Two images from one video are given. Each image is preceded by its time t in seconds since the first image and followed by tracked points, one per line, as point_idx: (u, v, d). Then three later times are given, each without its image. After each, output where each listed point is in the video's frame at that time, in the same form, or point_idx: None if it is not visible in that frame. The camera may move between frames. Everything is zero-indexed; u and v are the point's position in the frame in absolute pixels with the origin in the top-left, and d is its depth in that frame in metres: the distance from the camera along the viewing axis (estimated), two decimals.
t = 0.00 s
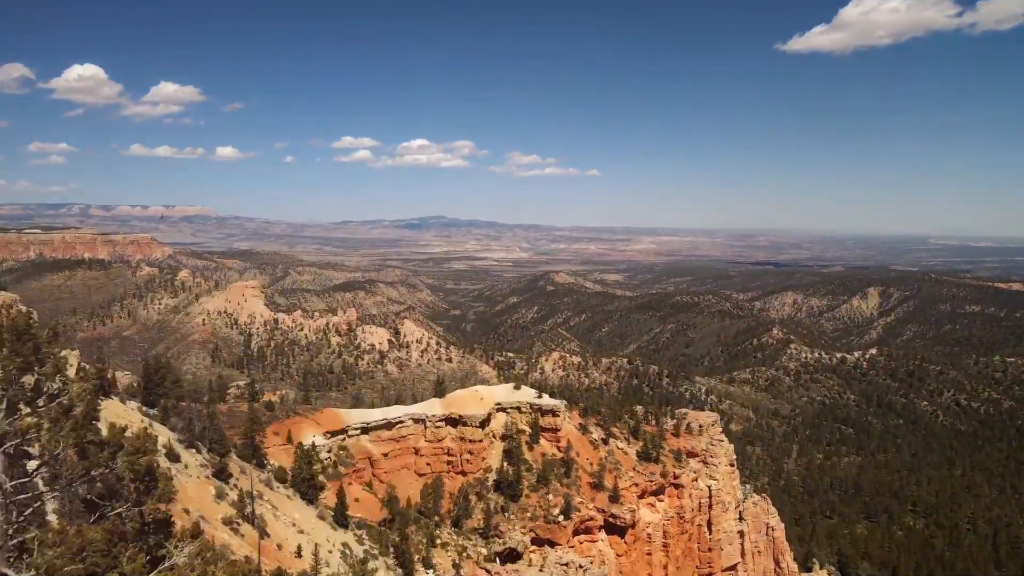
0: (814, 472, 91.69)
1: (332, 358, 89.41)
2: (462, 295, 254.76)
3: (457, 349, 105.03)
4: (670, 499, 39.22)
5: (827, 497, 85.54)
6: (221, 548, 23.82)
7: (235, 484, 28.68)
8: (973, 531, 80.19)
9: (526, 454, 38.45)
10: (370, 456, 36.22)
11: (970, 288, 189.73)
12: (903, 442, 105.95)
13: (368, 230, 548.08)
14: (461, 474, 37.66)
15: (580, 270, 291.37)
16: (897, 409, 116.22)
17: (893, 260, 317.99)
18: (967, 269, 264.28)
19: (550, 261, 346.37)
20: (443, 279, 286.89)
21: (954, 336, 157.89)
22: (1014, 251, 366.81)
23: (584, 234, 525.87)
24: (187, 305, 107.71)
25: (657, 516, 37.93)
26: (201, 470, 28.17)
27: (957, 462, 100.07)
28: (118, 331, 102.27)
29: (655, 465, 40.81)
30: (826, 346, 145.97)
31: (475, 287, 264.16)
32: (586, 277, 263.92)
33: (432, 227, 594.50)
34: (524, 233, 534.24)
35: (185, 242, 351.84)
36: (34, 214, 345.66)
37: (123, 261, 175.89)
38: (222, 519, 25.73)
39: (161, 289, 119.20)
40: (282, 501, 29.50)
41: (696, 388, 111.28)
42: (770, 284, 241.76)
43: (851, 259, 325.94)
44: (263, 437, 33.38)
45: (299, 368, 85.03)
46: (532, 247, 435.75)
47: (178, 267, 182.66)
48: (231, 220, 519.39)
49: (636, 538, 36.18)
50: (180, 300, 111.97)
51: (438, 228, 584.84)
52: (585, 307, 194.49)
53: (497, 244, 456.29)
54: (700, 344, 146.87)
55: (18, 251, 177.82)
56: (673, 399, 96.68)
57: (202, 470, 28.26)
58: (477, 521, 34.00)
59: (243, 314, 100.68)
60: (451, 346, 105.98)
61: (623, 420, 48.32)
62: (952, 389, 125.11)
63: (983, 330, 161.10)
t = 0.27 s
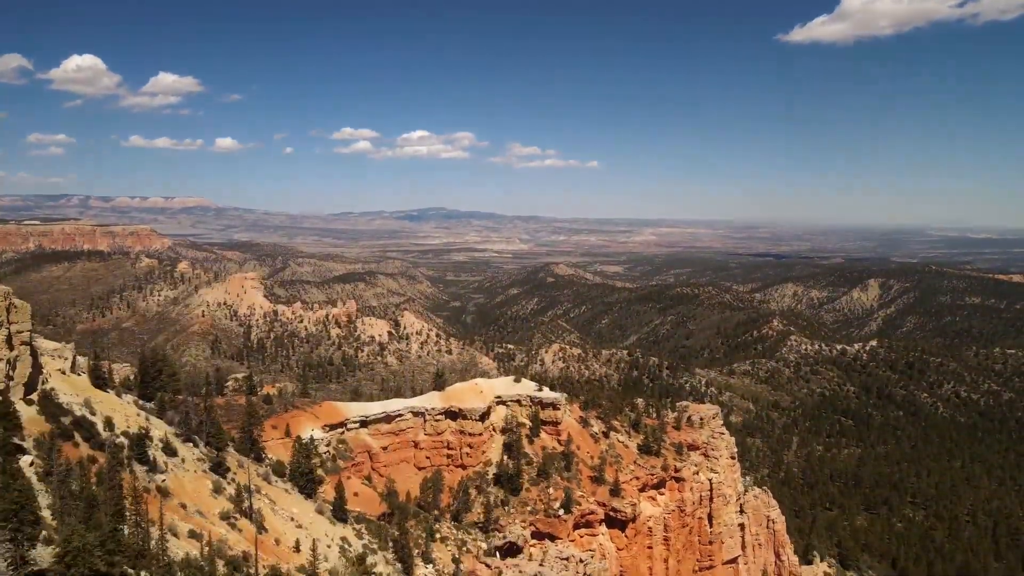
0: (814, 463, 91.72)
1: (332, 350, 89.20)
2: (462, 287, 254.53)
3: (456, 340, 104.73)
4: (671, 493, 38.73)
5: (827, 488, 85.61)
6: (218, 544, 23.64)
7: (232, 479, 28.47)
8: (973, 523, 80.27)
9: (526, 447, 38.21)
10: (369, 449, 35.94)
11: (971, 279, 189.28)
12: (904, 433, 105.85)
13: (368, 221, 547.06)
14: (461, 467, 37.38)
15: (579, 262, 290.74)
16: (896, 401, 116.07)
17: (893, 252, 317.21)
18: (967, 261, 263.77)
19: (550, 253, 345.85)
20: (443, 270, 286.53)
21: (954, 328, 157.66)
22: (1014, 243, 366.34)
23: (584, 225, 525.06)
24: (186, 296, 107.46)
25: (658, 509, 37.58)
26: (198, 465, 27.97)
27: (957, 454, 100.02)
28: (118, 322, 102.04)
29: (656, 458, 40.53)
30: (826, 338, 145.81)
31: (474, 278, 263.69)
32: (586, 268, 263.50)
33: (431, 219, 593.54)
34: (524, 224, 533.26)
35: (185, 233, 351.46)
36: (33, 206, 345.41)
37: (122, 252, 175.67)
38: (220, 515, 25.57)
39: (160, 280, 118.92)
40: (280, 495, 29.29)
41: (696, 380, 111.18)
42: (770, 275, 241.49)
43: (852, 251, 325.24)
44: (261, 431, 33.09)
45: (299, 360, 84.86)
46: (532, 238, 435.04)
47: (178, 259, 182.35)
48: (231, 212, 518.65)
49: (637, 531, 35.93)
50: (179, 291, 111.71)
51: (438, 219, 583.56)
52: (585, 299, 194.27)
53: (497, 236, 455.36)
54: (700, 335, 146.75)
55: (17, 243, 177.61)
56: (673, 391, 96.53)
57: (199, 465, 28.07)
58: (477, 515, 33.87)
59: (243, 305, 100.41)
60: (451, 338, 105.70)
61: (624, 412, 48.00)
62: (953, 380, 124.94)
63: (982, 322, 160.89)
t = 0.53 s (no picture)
0: (814, 454, 91.64)
1: (331, 341, 88.97)
2: (462, 278, 254.02)
3: (456, 331, 104.41)
4: (671, 485, 38.13)
5: (827, 479, 85.57)
6: (216, 538, 23.38)
7: (230, 472, 28.21)
8: (973, 515, 80.32)
9: (526, 440, 37.97)
10: (368, 442, 35.74)
11: (971, 270, 188.91)
12: (903, 424, 105.71)
13: (367, 212, 545.70)
14: (461, 460, 37.20)
15: (579, 253, 290.00)
16: (897, 392, 115.87)
17: (893, 243, 316.01)
18: (967, 252, 263.04)
19: (549, 244, 344.94)
20: (443, 261, 286.02)
21: (954, 319, 157.27)
22: (1015, 234, 365.41)
23: (584, 217, 524.04)
24: (185, 288, 107.07)
25: (659, 502, 37.12)
26: (196, 459, 27.71)
27: (957, 445, 100.11)
28: (118, 313, 101.73)
29: (657, 451, 40.21)
30: (826, 329, 145.53)
31: (474, 269, 263.12)
32: (586, 259, 262.91)
33: (431, 210, 592.06)
34: (523, 215, 531.82)
35: (185, 224, 350.72)
36: (32, 197, 344.76)
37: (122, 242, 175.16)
38: (217, 509, 25.32)
39: (160, 271, 118.46)
40: (278, 489, 29.03)
41: (696, 371, 111.01)
42: (771, 266, 241.10)
43: (852, 242, 324.49)
44: (259, 424, 32.83)
45: (298, 351, 84.63)
46: (532, 229, 434.23)
47: (178, 250, 181.65)
48: (230, 203, 517.60)
49: (638, 524, 35.50)
50: (178, 282, 111.33)
51: (437, 210, 581.82)
52: (585, 290, 193.91)
53: (497, 227, 454.30)
54: (700, 326, 146.51)
55: (17, 234, 177.12)
56: (673, 382, 96.36)
57: (195, 459, 27.78)
58: (477, 508, 33.76)
59: (242, 296, 100.05)
60: (451, 329, 105.31)
61: (624, 404, 47.78)
62: (953, 371, 124.75)
63: (983, 313, 160.55)
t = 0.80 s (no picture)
0: (814, 445, 91.56)
1: (331, 331, 88.68)
2: (462, 267, 253.36)
3: (456, 322, 104.07)
4: (672, 477, 37.98)
5: (827, 470, 85.53)
6: (213, 532, 23.13)
7: (227, 465, 27.96)
8: (973, 505, 80.40)
9: (526, 432, 37.71)
10: (367, 434, 35.48)
11: (972, 261, 188.37)
12: (903, 415, 105.57)
13: (367, 202, 543.97)
14: (461, 452, 36.97)
15: (579, 244, 289.15)
16: (896, 382, 115.73)
17: (894, 233, 314.96)
18: (968, 242, 262.20)
19: (549, 234, 344.04)
20: (442, 251, 285.34)
21: (954, 310, 156.94)
22: (1016, 224, 364.12)
23: (585, 207, 522.15)
24: (184, 278, 106.66)
25: (660, 494, 36.93)
26: (193, 451, 27.44)
27: (956, 435, 100.08)
28: (117, 304, 101.36)
29: (658, 442, 39.89)
30: (826, 319, 145.13)
31: (474, 260, 262.46)
32: (586, 249, 262.10)
33: (430, 199, 589.94)
34: (523, 205, 529.57)
35: (185, 214, 349.36)
36: (30, 187, 343.68)
37: (121, 232, 174.52)
38: (215, 502, 25.06)
39: (159, 261, 117.96)
40: (276, 481, 28.77)
41: (696, 361, 110.79)
42: (771, 257, 240.49)
43: (852, 232, 323.74)
44: (257, 417, 32.55)
45: (298, 342, 84.32)
46: (532, 219, 433.09)
47: (176, 240, 180.74)
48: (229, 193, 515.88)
49: (639, 517, 35.25)
50: (178, 272, 110.85)
51: (437, 200, 579.90)
52: (585, 280, 193.51)
53: (497, 216, 452.76)
54: (700, 317, 146.25)
55: (16, 223, 176.48)
56: (673, 373, 96.14)
57: (192, 452, 27.51)
58: (477, 500, 33.65)
59: (242, 287, 99.63)
60: (450, 319, 104.92)
61: (625, 396, 47.51)
62: (953, 361, 124.56)
63: (983, 304, 160.19)
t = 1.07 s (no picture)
0: (814, 435, 91.46)
1: (331, 321, 88.34)
2: (462, 257, 252.71)
3: (456, 311, 103.69)
4: (673, 469, 37.66)
5: (827, 459, 85.49)
6: (210, 526, 22.86)
7: (225, 458, 27.69)
8: (973, 495, 80.47)
9: (527, 423, 37.44)
10: (366, 426, 35.27)
11: (972, 250, 187.78)
12: (903, 405, 105.40)
13: (367, 192, 542.46)
14: (461, 444, 36.73)
15: (579, 233, 288.21)
16: (897, 372, 115.58)
17: (895, 223, 314.18)
18: (968, 232, 261.28)
19: (549, 224, 343.05)
20: (442, 241, 284.61)
21: (955, 300, 156.54)
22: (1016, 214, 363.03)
23: (585, 196, 520.24)
24: (184, 267, 106.22)
25: (660, 486, 36.60)
26: (190, 444, 27.15)
27: (956, 425, 100.02)
28: (116, 294, 101.00)
29: (659, 434, 39.58)
30: (827, 309, 144.81)
31: (474, 250, 261.84)
32: (586, 239, 261.30)
33: (430, 189, 588.03)
34: (524, 194, 527.50)
35: (184, 203, 348.36)
36: (30, 177, 342.80)
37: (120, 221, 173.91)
38: (212, 496, 24.81)
39: (159, 251, 117.45)
40: (274, 474, 28.53)
41: (697, 351, 110.59)
42: (771, 246, 239.76)
43: (853, 222, 322.74)
44: (255, 409, 32.29)
45: (298, 331, 83.99)
46: (532, 209, 431.93)
47: (176, 229, 180.15)
48: (229, 182, 514.13)
49: (640, 509, 34.96)
50: (177, 261, 110.40)
51: (437, 190, 578.30)
52: (585, 270, 193.03)
53: (497, 206, 451.14)
54: (701, 306, 145.84)
55: (15, 212, 175.92)
56: (674, 363, 95.97)
57: (189, 444, 27.25)
58: (477, 493, 33.52)
59: (241, 276, 99.04)
60: (450, 309, 104.57)
61: (625, 387, 47.24)
62: (953, 351, 124.34)
63: (984, 293, 159.78)
